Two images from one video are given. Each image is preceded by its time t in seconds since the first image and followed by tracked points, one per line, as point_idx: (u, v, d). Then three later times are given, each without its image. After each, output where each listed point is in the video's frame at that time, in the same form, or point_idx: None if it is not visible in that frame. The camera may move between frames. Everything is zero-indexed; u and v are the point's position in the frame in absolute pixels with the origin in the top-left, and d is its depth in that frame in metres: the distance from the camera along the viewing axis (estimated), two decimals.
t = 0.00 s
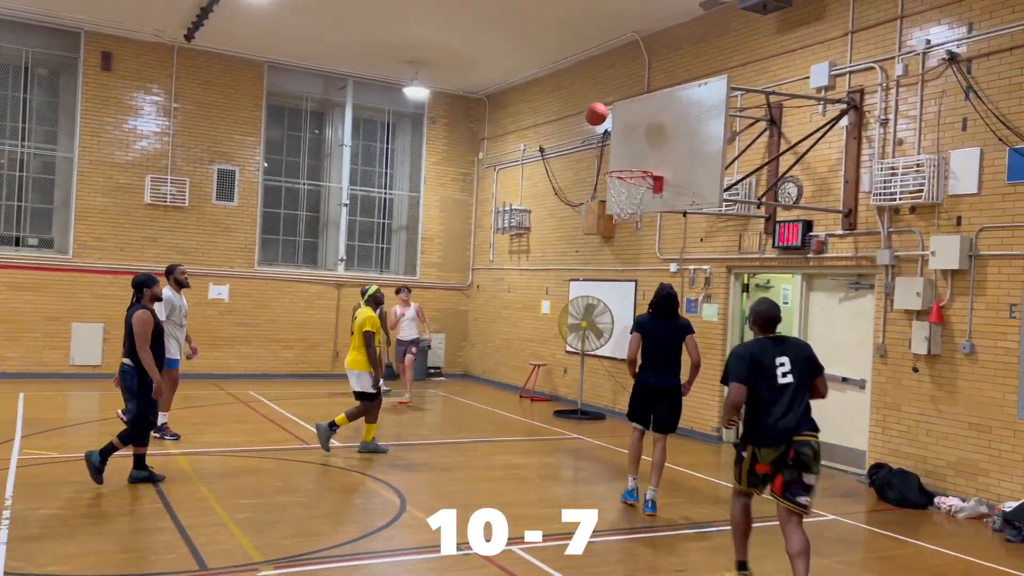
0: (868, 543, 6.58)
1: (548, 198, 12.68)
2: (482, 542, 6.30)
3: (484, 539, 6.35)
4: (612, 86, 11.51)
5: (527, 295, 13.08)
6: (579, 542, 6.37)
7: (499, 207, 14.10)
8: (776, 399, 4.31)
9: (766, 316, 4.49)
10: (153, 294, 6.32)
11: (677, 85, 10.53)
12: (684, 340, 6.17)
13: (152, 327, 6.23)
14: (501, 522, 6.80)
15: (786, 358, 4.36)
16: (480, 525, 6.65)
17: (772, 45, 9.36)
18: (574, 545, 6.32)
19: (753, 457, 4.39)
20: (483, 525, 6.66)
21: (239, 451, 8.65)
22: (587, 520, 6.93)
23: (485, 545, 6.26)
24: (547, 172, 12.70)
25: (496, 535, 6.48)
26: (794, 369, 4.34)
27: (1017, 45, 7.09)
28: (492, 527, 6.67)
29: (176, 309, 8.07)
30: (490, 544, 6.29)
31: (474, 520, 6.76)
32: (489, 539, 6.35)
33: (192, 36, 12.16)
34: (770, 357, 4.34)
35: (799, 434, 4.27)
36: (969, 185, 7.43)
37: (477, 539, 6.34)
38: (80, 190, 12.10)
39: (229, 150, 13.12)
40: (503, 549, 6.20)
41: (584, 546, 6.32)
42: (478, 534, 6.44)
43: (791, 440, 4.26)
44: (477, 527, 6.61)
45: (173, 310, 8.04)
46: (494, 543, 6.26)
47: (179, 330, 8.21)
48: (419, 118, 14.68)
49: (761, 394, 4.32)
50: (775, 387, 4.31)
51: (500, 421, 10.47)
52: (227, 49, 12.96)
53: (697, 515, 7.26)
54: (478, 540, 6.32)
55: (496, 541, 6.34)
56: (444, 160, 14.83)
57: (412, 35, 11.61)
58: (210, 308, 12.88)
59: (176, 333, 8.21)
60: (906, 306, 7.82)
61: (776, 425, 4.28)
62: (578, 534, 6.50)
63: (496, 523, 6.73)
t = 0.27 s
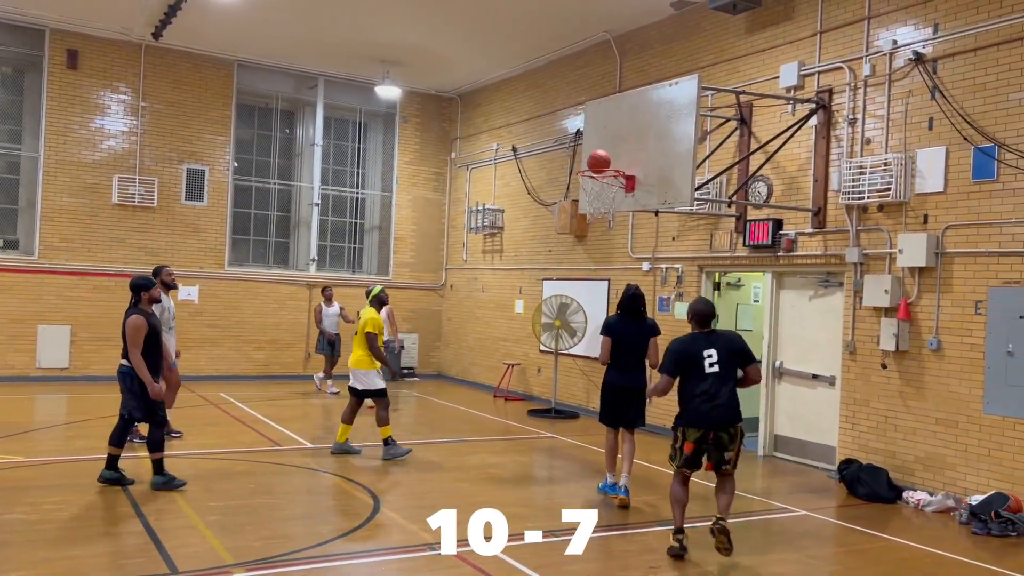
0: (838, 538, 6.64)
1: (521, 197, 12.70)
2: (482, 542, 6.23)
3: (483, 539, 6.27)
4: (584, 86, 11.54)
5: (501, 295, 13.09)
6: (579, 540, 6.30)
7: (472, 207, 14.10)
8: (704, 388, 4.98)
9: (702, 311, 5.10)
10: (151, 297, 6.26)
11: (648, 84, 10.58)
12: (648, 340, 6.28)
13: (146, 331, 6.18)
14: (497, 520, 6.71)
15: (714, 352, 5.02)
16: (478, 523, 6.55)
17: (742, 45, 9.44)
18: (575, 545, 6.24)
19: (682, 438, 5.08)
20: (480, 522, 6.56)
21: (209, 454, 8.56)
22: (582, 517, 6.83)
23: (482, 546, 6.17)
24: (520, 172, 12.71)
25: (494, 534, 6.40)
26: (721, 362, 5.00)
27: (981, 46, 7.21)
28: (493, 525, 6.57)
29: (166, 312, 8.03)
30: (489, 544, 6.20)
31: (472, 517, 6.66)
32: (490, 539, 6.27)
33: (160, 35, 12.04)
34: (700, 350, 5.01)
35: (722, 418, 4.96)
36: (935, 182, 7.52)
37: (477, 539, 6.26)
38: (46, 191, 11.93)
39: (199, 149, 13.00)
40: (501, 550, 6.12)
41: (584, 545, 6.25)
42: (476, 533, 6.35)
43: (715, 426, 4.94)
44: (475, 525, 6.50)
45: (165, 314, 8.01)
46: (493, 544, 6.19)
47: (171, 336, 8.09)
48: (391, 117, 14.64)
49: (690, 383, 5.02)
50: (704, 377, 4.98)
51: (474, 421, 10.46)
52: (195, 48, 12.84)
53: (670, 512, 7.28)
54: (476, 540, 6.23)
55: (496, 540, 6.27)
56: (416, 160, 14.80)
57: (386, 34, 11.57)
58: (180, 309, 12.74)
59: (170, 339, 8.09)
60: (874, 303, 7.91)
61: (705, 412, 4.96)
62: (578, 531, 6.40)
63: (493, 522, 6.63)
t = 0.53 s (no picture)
0: (819, 530, 6.70)
1: (502, 194, 12.70)
2: (483, 542, 6.18)
3: (483, 539, 6.22)
4: (564, 82, 11.54)
5: (483, 292, 13.09)
6: (579, 540, 6.20)
7: (453, 204, 14.09)
8: (672, 391, 5.70)
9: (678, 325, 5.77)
10: (166, 299, 6.21)
11: (628, 80, 10.60)
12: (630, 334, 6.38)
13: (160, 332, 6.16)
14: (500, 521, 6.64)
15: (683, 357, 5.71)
16: (479, 525, 6.51)
17: (720, 41, 9.47)
18: (574, 544, 6.15)
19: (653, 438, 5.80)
20: (481, 525, 6.52)
21: (189, 454, 8.49)
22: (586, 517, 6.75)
23: (481, 546, 6.12)
24: (501, 169, 12.71)
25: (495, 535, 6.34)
26: (690, 369, 5.71)
27: (956, 41, 7.28)
28: (494, 526, 6.53)
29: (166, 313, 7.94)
30: (488, 544, 6.15)
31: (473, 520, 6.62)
32: (491, 540, 6.22)
33: (136, 31, 11.93)
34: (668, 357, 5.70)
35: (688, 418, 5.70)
36: (912, 176, 7.59)
37: (478, 539, 6.22)
38: (21, 190, 11.80)
39: (176, 147, 12.89)
40: (500, 551, 6.05)
41: (584, 545, 6.16)
42: (477, 535, 6.30)
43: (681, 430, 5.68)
44: (477, 527, 6.46)
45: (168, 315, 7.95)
46: (493, 544, 6.13)
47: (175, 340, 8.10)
48: (371, 114, 14.59)
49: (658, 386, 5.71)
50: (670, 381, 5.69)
51: (456, 418, 10.45)
52: (171, 45, 12.73)
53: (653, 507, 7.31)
54: (476, 542, 6.18)
55: (496, 540, 6.22)
56: (397, 157, 14.76)
57: (367, 31, 11.52)
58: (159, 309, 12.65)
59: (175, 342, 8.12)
60: (853, 297, 7.96)
61: (670, 416, 5.69)
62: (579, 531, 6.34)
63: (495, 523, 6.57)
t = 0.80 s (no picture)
0: (808, 519, 6.74)
1: (490, 188, 12.69)
2: (483, 541, 6.05)
3: (482, 539, 6.07)
4: (551, 75, 11.53)
5: (472, 286, 13.09)
6: (579, 541, 6.05)
7: (441, 198, 14.08)
8: (607, 350, 6.25)
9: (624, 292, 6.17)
10: (185, 304, 6.20)
11: (615, 73, 10.60)
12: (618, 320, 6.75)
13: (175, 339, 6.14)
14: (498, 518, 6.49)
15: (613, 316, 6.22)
16: (478, 523, 6.36)
17: (705, 33, 9.48)
18: (575, 544, 5.99)
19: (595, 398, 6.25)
20: (480, 522, 6.37)
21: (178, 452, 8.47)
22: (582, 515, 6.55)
23: (480, 547, 5.97)
24: (488, 163, 12.70)
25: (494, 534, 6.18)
26: (627, 330, 6.26)
27: (939, 32, 7.31)
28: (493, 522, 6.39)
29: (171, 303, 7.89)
30: (486, 545, 6.00)
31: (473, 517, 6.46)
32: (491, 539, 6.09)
33: (119, 28, 11.84)
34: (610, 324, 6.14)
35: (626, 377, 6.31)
36: (898, 167, 7.63)
37: (478, 539, 6.08)
38: (5, 189, 11.72)
39: (162, 144, 12.82)
40: (498, 552, 5.90)
41: (584, 545, 6.01)
42: (477, 534, 6.15)
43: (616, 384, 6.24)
44: (476, 525, 6.31)
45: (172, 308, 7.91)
46: (492, 544, 5.98)
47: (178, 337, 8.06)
48: (357, 109, 14.54)
49: (600, 349, 6.23)
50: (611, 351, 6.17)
51: (446, 413, 10.46)
52: (155, 41, 12.65)
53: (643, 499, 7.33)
54: (475, 542, 6.04)
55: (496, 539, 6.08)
56: (384, 152, 14.72)
57: (352, 26, 11.48)
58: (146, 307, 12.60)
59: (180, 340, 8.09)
60: (840, 287, 8.00)
61: (606, 370, 6.25)
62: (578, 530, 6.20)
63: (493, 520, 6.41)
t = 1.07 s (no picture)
0: (806, 507, 6.76)
1: (485, 180, 12.67)
2: (483, 540, 5.86)
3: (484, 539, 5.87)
4: (544, 66, 11.51)
5: (468, 279, 13.09)
6: (580, 540, 5.83)
7: (436, 191, 14.06)
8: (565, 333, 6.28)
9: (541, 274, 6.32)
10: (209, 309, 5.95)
11: (608, 64, 10.58)
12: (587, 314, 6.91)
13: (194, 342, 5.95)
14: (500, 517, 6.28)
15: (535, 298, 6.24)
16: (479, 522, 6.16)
17: (699, 23, 9.47)
18: (575, 544, 5.78)
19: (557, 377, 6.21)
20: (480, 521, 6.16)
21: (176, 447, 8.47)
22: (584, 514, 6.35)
23: (480, 547, 5.76)
24: (483, 155, 12.68)
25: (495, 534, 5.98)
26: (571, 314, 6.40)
27: (933, 19, 7.31)
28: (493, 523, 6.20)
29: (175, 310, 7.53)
30: (488, 544, 5.79)
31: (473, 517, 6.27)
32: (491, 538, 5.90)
33: (111, 23, 11.79)
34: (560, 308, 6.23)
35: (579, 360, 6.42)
36: (892, 155, 7.63)
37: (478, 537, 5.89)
38: None
39: (155, 140, 12.79)
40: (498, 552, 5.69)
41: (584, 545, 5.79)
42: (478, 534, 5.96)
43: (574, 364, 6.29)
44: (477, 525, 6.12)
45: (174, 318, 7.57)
46: (492, 543, 5.78)
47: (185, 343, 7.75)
48: (351, 103, 14.51)
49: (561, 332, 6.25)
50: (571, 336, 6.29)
51: (443, 406, 10.47)
52: (147, 37, 12.60)
53: (641, 489, 7.35)
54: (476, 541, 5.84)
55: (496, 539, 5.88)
56: (379, 145, 14.70)
57: (345, 19, 11.44)
58: (142, 303, 12.60)
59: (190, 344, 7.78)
60: (836, 276, 8.01)
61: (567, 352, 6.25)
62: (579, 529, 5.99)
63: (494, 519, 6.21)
